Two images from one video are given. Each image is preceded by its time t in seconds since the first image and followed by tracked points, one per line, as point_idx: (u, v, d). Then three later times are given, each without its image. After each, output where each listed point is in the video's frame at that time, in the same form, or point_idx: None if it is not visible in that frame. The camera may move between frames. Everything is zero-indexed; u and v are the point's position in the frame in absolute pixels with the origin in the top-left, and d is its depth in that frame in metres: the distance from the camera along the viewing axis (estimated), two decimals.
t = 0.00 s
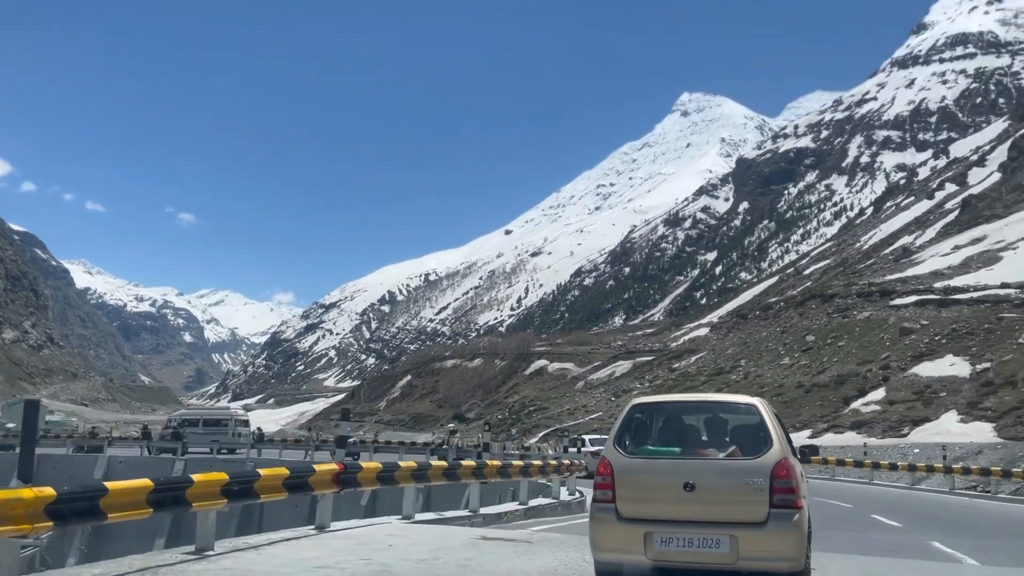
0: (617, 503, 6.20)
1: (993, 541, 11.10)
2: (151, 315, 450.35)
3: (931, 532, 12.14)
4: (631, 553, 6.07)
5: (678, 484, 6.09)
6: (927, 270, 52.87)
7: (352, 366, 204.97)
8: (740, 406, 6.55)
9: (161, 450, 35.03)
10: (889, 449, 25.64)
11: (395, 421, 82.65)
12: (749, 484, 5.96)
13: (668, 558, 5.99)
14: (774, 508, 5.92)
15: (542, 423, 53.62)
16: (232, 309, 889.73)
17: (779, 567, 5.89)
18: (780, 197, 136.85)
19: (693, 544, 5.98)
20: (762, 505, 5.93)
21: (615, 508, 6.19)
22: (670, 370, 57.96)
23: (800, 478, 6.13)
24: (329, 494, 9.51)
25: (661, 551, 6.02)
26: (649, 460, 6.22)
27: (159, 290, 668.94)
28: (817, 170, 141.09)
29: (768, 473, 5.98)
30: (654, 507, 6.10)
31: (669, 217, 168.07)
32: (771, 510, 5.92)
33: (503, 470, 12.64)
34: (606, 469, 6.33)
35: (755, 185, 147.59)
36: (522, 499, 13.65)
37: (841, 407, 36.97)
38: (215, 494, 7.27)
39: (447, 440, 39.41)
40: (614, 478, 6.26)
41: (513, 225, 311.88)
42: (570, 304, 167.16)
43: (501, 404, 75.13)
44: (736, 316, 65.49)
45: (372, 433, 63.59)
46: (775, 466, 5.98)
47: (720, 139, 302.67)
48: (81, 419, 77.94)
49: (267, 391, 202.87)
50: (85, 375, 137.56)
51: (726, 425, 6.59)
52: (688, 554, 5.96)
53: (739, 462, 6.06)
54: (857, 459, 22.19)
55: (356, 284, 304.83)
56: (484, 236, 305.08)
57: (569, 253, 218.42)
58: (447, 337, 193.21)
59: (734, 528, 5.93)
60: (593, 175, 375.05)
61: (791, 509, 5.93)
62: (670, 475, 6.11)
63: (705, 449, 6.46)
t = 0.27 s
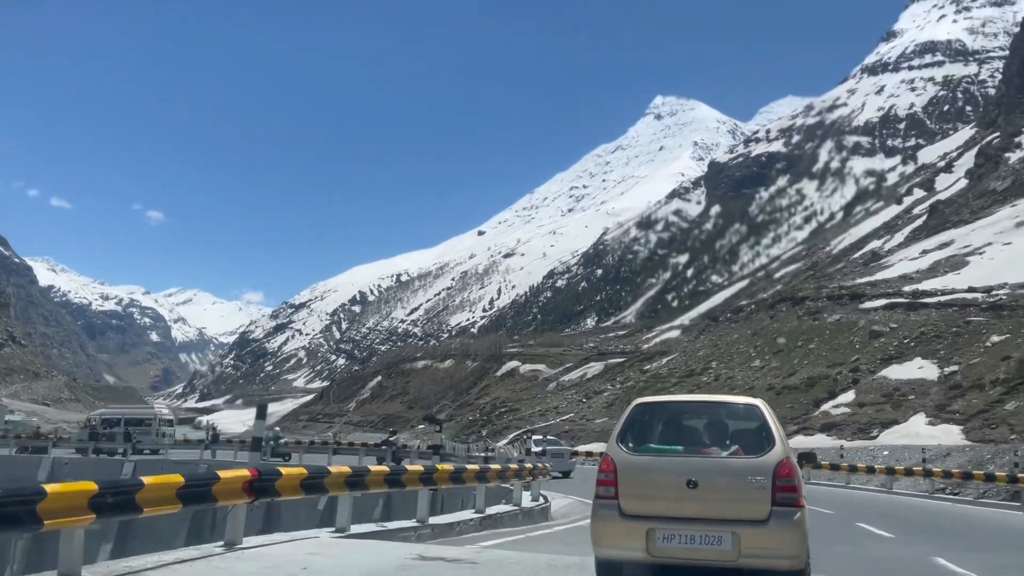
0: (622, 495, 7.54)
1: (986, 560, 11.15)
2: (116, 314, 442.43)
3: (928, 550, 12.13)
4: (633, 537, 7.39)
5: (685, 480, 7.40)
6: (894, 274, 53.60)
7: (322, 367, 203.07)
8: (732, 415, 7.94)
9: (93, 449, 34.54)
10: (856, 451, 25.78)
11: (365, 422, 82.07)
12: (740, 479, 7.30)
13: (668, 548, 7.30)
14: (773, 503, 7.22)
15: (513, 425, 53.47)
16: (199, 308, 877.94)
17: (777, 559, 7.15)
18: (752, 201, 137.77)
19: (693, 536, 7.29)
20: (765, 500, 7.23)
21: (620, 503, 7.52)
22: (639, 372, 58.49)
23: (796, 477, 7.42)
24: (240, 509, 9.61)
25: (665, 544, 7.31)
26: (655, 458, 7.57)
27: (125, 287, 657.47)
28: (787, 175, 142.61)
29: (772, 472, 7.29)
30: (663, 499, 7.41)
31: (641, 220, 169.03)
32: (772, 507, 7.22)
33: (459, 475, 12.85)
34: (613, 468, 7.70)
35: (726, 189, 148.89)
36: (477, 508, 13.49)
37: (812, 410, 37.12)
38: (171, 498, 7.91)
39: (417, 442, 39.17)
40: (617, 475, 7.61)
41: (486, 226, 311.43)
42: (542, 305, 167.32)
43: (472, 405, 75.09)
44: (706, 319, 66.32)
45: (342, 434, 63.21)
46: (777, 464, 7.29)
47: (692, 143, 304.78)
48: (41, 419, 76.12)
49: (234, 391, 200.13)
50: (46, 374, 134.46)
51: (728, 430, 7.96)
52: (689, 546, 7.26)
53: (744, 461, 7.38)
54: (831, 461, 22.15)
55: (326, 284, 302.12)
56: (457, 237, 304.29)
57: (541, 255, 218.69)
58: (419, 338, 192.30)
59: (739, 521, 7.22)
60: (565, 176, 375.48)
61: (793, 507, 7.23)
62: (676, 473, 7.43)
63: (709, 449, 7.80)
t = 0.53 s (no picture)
0: (614, 506, 6.56)
1: (1013, 549, 10.33)
2: (85, 315, 436.32)
3: (940, 540, 11.13)
4: (631, 554, 6.43)
5: (676, 488, 6.44)
6: (866, 278, 54.03)
7: (294, 368, 201.37)
8: (732, 415, 6.98)
9: (18, 452, 33.12)
10: (828, 454, 25.82)
11: (337, 424, 81.10)
12: (744, 490, 6.33)
13: (662, 561, 6.34)
14: (769, 512, 6.29)
15: (486, 427, 53.18)
16: (170, 308, 868.26)
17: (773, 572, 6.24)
18: (725, 205, 138.80)
19: (689, 548, 6.33)
20: (758, 508, 6.31)
21: (613, 513, 6.55)
22: (614, 373, 58.00)
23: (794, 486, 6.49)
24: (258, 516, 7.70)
25: (659, 556, 6.37)
26: (648, 466, 6.59)
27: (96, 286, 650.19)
28: (760, 179, 143.62)
29: (765, 480, 6.36)
30: (652, 511, 6.46)
31: (616, 223, 169.40)
32: (766, 516, 6.29)
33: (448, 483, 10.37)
34: (607, 473, 6.67)
35: (700, 193, 149.66)
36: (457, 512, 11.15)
37: (783, 412, 37.29)
38: (198, 507, 6.04)
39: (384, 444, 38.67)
40: (613, 483, 6.60)
41: (462, 228, 310.90)
42: (517, 308, 167.13)
43: (445, 407, 74.40)
44: (681, 321, 66.07)
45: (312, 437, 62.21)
46: (770, 473, 6.36)
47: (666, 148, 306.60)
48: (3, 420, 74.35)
49: (206, 392, 198.08)
50: (11, 375, 131.88)
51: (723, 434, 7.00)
52: (682, 558, 6.31)
53: (737, 469, 6.45)
54: (809, 467, 21.99)
55: (300, 285, 300.31)
56: (432, 239, 303.41)
57: (517, 257, 218.58)
58: (393, 340, 191.24)
59: (732, 532, 6.29)
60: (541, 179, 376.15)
61: (786, 516, 6.31)
62: (668, 480, 6.47)
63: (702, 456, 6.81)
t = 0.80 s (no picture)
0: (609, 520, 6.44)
1: (1010, 562, 9.97)
2: (52, 314, 428.97)
3: (936, 551, 10.73)
4: (625, 567, 6.28)
5: (670, 503, 6.36)
6: (837, 279, 54.51)
7: (266, 368, 199.47)
8: (719, 430, 6.91)
9: None
10: (801, 454, 25.87)
11: (308, 424, 80.31)
12: (734, 504, 6.28)
13: None
14: (757, 526, 6.24)
15: (459, 427, 52.81)
16: (140, 307, 857.01)
17: None
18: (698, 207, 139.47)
19: (682, 562, 6.24)
20: (748, 522, 6.25)
21: (607, 526, 6.43)
22: (588, 373, 57.96)
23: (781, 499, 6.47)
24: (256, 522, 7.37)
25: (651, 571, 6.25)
26: (641, 480, 6.49)
27: (65, 284, 640.63)
28: (733, 181, 144.69)
29: (755, 494, 6.32)
30: (644, 524, 6.36)
31: (591, 223, 169.82)
32: (756, 530, 6.24)
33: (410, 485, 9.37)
34: (600, 488, 6.56)
35: (674, 194, 150.47)
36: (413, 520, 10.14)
37: (756, 412, 37.42)
38: (214, 508, 5.82)
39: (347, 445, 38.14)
40: (605, 496, 6.49)
41: (436, 228, 310.08)
42: (491, 307, 166.86)
43: (418, 407, 73.96)
44: (654, 321, 66.23)
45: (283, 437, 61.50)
46: (760, 487, 6.32)
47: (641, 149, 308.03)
48: None
49: (176, 392, 195.63)
50: None
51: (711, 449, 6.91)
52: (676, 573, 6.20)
53: (728, 483, 6.40)
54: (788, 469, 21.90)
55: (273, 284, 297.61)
56: (406, 239, 302.23)
57: (491, 257, 218.42)
58: (366, 340, 190.06)
59: (722, 545, 6.21)
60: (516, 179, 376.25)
61: (775, 530, 6.26)
62: (661, 496, 6.38)
63: (691, 470, 6.74)
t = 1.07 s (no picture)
0: (592, 524, 6.22)
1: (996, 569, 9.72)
2: (21, 312, 421.70)
3: (917, 558, 10.46)
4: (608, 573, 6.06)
5: (653, 509, 6.15)
6: (812, 278, 54.80)
7: (240, 366, 197.36)
8: (699, 436, 6.70)
9: None
10: (776, 453, 25.81)
11: (282, 424, 79.43)
12: (716, 508, 6.09)
13: None
14: (741, 530, 6.05)
15: (434, 426, 52.38)
16: (112, 305, 845.95)
17: None
18: (675, 206, 139.91)
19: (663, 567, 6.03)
20: (732, 526, 6.06)
21: (592, 531, 6.21)
22: (564, 373, 57.79)
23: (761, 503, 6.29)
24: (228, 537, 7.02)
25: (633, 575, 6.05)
26: (625, 485, 6.29)
27: (35, 282, 630.07)
28: (710, 181, 145.35)
29: (737, 498, 6.12)
30: (627, 529, 6.15)
31: (568, 223, 169.85)
32: (738, 533, 6.05)
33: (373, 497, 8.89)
34: (585, 494, 6.33)
35: (651, 194, 150.92)
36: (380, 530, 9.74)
37: (731, 411, 37.44)
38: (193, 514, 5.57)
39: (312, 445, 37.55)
40: (590, 500, 6.27)
41: (413, 227, 308.82)
42: (468, 306, 166.27)
43: (394, 406, 73.38)
44: (631, 320, 66.22)
45: (255, 437, 60.65)
46: (742, 492, 6.13)
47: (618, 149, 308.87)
48: None
49: (148, 392, 192.93)
50: None
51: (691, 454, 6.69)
52: None
53: (708, 488, 6.20)
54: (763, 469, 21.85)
55: (247, 283, 295.03)
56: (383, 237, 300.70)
57: (469, 256, 217.85)
58: (342, 339, 188.64)
59: (705, 548, 6.01)
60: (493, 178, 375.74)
61: (755, 534, 6.07)
62: (645, 500, 6.17)
63: (674, 476, 6.50)
